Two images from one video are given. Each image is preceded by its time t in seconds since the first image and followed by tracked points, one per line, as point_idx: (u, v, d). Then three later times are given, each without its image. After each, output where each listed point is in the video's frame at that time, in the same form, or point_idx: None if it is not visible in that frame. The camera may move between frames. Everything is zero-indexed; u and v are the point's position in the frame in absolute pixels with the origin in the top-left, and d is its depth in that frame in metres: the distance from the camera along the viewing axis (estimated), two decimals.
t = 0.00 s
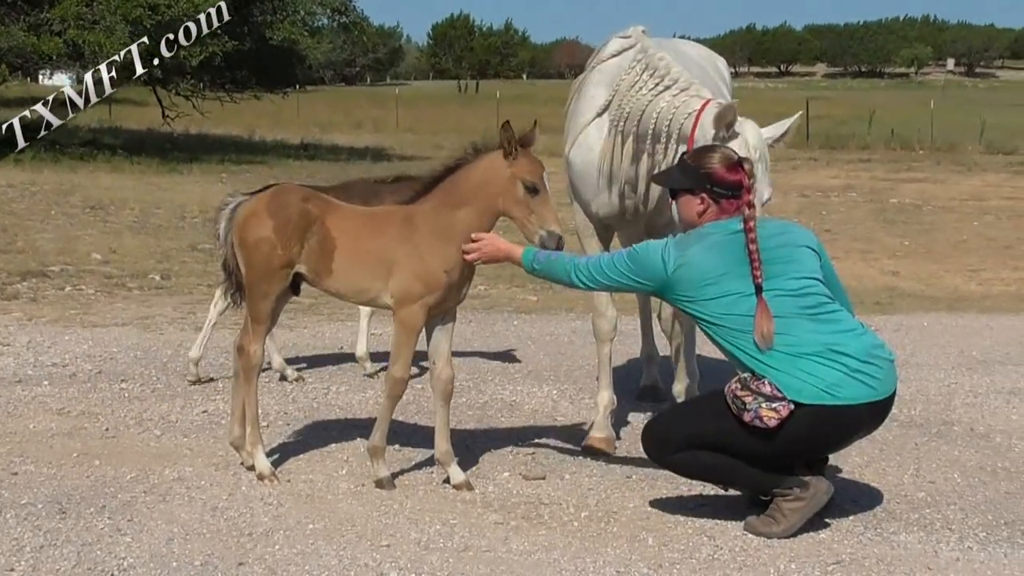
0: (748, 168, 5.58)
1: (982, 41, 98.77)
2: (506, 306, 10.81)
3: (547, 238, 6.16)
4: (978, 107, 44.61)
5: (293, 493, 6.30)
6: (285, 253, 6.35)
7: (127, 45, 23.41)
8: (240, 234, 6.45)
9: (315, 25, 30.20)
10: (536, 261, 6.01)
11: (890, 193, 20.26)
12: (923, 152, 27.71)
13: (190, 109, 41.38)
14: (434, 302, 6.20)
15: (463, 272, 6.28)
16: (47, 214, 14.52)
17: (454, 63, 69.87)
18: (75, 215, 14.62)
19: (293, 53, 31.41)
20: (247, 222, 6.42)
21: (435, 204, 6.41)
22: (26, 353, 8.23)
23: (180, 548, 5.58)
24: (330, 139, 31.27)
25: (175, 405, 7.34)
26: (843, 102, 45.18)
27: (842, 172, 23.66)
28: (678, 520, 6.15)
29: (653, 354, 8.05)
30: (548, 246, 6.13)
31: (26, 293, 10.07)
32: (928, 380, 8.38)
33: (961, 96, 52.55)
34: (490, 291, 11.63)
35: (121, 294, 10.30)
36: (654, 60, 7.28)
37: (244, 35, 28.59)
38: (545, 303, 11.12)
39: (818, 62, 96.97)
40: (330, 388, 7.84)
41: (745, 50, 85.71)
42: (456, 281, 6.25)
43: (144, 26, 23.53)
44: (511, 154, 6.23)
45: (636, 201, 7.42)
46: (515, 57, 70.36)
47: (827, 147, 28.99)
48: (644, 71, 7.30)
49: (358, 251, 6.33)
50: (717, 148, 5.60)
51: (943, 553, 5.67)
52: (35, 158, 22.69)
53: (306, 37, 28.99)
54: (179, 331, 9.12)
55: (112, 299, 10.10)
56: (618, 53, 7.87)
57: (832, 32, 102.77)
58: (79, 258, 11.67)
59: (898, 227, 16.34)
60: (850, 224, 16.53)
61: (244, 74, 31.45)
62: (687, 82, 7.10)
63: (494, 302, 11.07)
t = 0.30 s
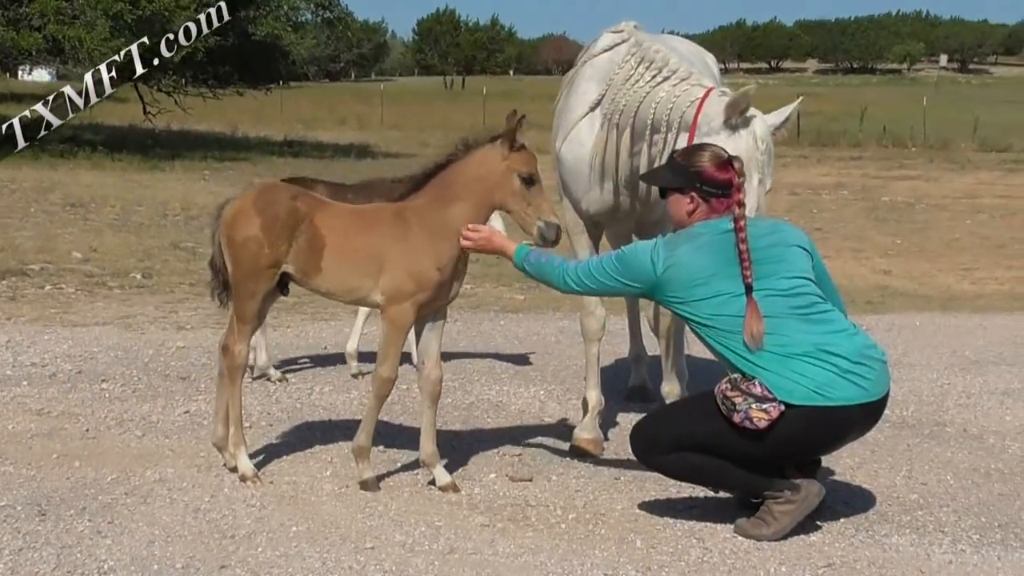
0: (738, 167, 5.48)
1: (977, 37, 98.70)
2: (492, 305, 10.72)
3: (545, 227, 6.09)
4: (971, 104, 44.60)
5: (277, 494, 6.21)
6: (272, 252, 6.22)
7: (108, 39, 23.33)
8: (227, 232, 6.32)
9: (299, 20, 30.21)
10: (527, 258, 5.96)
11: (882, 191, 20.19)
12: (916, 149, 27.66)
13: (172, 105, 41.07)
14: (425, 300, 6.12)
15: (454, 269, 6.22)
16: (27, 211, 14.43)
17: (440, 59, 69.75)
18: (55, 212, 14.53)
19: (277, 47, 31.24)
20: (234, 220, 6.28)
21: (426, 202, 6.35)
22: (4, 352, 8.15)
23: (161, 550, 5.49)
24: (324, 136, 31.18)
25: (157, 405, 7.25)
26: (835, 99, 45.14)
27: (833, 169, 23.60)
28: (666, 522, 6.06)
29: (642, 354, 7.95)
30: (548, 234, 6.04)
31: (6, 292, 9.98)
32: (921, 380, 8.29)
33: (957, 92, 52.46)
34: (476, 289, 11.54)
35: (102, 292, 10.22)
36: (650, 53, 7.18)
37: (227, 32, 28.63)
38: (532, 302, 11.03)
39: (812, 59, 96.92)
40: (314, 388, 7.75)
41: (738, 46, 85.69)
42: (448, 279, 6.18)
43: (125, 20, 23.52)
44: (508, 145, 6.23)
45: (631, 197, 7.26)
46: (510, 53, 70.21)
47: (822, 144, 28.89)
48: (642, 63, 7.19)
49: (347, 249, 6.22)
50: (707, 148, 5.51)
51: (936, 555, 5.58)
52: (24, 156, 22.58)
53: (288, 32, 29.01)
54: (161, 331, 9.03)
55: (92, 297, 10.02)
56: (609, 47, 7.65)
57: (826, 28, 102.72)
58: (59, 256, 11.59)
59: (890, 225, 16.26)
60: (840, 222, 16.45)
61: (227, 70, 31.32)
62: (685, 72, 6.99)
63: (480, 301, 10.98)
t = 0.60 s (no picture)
0: (734, 160, 5.30)
1: (975, 28, 98.37)
2: (476, 304, 10.54)
3: (538, 214, 5.94)
4: (970, 97, 44.41)
5: (255, 499, 6.03)
6: (254, 251, 6.03)
7: (81, 30, 23.11)
8: (207, 229, 6.12)
9: (278, 11, 30.22)
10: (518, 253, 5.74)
11: (878, 186, 20.00)
12: (914, 143, 27.47)
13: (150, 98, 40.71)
14: (412, 299, 5.93)
15: (443, 266, 6.03)
16: None
17: (421, 50, 69.12)
18: (26, 209, 14.34)
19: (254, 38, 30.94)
20: (215, 217, 6.09)
21: (412, 198, 6.17)
22: None
23: (136, 556, 5.32)
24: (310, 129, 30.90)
25: (132, 407, 7.06)
26: (830, 92, 44.93)
27: (828, 164, 23.42)
28: (655, 527, 5.89)
29: (632, 354, 7.77)
30: (542, 221, 5.90)
31: None
32: (918, 381, 8.11)
33: (954, 85, 52.26)
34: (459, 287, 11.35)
35: (74, 291, 10.05)
36: (644, 39, 6.98)
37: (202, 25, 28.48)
38: (518, 300, 10.85)
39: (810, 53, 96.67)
40: (294, 389, 7.58)
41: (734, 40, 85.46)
42: (437, 276, 6.00)
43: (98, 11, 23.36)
44: (497, 134, 6.04)
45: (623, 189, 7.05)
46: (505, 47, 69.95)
47: (818, 138, 28.68)
48: (635, 52, 6.98)
49: (331, 246, 6.02)
50: (701, 139, 5.32)
51: (933, 561, 5.41)
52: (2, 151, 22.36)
53: (267, 23, 28.94)
54: (136, 330, 8.86)
55: (64, 296, 9.84)
56: (600, 37, 7.41)
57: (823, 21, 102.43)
58: (31, 254, 11.41)
59: (886, 222, 16.06)
60: (835, 218, 16.26)
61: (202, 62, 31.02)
62: (680, 60, 6.80)
63: (464, 299, 10.80)
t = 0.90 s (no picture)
0: (740, 154, 5.13)
1: (980, 21, 98.04)
2: (471, 303, 10.37)
3: (532, 209, 5.82)
4: (978, 89, 44.19)
5: (244, 503, 5.85)
6: (242, 250, 5.85)
7: (63, 21, 22.74)
8: (192, 227, 5.93)
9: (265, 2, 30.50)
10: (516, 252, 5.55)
11: (884, 182, 19.82)
12: (921, 138, 27.29)
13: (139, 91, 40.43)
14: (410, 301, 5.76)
15: (438, 264, 5.86)
16: None
17: (417, 45, 68.89)
18: (11, 205, 14.15)
19: (242, 28, 30.75)
20: (200, 215, 5.90)
21: (404, 192, 5.98)
22: None
23: (121, 562, 5.14)
24: (306, 124, 30.70)
25: (116, 409, 6.88)
26: (836, 84, 44.71)
27: (833, 159, 23.22)
28: (655, 532, 5.71)
29: (631, 354, 7.60)
30: (536, 216, 5.78)
31: None
32: (926, 382, 7.93)
33: (960, 78, 52.00)
34: (454, 285, 11.17)
35: (58, 289, 9.88)
36: (647, 33, 6.81)
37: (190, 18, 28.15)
38: (514, 299, 10.68)
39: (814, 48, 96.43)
40: (284, 391, 7.40)
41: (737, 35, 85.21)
42: (432, 275, 5.83)
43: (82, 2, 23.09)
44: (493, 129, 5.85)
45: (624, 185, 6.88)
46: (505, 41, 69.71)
47: (822, 132, 28.46)
48: (638, 45, 6.80)
49: (322, 245, 5.85)
50: (706, 133, 5.13)
51: (942, 568, 5.23)
52: None
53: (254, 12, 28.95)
54: (121, 329, 8.69)
55: (47, 294, 9.66)
56: (599, 28, 7.22)
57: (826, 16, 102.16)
58: (14, 252, 11.23)
59: (892, 218, 15.88)
60: (841, 214, 16.07)
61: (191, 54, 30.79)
62: (685, 56, 6.61)
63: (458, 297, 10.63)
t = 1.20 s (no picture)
0: (749, 150, 4.93)
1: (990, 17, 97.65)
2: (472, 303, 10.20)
3: (530, 222, 5.71)
4: (993, 83, 43.91)
5: (238, 508, 5.67)
6: (237, 248, 5.66)
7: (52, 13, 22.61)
8: (186, 224, 5.74)
9: None
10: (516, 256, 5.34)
11: (898, 178, 19.61)
12: (936, 133, 27.06)
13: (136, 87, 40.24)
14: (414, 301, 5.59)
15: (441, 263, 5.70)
16: None
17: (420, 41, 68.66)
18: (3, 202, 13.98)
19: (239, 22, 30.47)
20: (194, 211, 5.71)
21: (406, 191, 5.82)
22: None
23: (111, 570, 4.97)
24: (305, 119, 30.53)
25: (108, 411, 6.71)
26: (849, 78, 44.43)
27: (845, 155, 23.00)
28: (661, 539, 5.53)
29: (636, 357, 7.43)
30: (532, 230, 5.69)
31: None
32: (940, 385, 7.74)
33: (977, 71, 51.70)
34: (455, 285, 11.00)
35: (48, 288, 9.70)
36: (658, 29, 6.54)
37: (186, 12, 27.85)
38: (516, 299, 10.50)
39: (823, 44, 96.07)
40: (279, 393, 7.22)
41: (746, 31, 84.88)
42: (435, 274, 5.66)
43: None
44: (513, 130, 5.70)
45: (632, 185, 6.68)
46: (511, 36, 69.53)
47: (834, 128, 28.23)
48: (649, 41, 6.53)
49: (321, 243, 5.67)
50: (714, 129, 4.95)
51: None
52: None
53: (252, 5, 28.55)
54: (112, 330, 8.53)
55: (36, 294, 9.49)
56: (607, 20, 7.02)
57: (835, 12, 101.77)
58: (3, 250, 11.06)
59: (906, 216, 15.68)
60: (854, 212, 15.88)
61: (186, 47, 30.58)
62: (699, 54, 6.31)
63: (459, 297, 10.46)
